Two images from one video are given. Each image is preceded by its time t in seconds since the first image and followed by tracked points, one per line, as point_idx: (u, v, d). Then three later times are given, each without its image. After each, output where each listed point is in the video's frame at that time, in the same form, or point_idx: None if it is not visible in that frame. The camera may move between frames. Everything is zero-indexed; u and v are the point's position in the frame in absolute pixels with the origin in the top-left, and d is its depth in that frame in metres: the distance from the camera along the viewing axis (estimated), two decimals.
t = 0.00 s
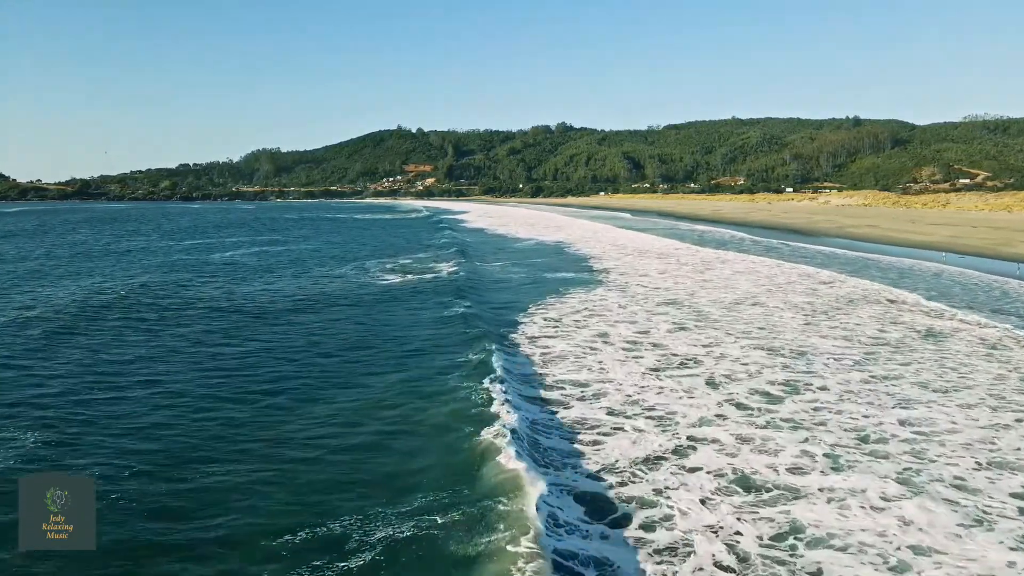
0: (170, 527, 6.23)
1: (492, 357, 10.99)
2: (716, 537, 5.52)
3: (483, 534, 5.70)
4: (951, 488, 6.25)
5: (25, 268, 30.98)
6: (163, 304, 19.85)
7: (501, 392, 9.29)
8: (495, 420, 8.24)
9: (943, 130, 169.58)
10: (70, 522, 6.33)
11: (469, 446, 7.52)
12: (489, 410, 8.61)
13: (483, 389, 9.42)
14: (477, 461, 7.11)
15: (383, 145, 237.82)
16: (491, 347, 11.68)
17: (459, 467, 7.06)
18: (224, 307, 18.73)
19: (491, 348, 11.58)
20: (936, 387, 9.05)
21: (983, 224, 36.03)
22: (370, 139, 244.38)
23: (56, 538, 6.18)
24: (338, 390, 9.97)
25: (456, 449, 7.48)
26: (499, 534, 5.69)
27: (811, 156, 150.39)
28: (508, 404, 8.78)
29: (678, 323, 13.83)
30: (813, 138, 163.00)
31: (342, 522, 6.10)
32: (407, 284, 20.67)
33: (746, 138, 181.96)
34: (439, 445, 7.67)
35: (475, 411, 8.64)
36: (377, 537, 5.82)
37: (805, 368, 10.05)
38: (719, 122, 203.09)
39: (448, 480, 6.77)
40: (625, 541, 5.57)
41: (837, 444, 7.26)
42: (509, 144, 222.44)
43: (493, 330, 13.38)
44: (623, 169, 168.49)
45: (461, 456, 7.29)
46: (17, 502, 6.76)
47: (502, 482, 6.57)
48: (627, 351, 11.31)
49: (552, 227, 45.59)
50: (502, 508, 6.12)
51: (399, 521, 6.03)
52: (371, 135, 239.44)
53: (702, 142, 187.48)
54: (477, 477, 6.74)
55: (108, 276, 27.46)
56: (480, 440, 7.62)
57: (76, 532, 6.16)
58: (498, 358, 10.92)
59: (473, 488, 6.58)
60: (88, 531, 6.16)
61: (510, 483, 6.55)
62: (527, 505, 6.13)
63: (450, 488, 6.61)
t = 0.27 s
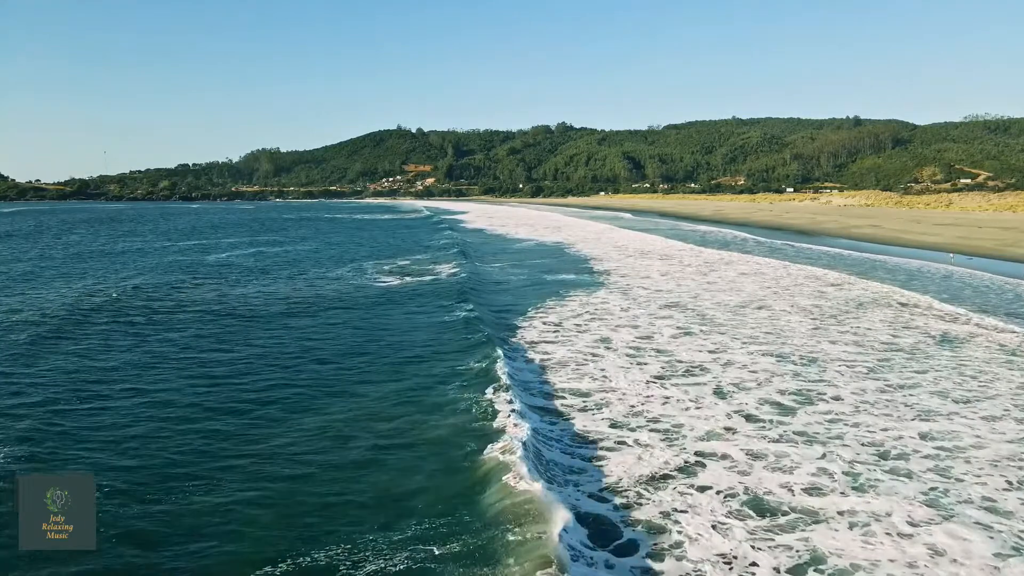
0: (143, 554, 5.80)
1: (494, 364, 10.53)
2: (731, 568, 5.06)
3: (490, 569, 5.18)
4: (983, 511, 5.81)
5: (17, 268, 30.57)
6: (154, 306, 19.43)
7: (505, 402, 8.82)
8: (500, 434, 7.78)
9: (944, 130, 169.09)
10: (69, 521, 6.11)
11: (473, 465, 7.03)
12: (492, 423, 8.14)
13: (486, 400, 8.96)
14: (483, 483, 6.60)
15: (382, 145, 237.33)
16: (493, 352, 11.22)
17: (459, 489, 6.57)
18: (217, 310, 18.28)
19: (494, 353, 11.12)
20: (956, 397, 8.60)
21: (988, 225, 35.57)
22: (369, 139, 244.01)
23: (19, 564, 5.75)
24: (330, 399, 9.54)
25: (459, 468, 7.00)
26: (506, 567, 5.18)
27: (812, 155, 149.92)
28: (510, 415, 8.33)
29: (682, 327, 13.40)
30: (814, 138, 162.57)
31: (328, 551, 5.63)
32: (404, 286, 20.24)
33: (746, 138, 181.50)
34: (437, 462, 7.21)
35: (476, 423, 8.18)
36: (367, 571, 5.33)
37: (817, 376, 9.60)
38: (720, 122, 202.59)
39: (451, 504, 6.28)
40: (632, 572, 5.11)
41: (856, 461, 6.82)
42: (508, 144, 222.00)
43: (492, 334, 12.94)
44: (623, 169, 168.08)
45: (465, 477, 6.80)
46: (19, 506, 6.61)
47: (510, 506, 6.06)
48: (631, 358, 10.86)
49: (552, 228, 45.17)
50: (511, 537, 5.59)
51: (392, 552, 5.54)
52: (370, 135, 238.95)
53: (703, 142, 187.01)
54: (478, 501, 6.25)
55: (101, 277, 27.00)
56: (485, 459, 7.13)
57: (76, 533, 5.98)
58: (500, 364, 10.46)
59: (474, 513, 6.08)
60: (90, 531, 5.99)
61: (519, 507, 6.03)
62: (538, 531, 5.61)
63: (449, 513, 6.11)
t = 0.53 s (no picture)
0: None
1: (497, 373, 10.06)
2: None
3: None
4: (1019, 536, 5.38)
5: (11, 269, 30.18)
6: (146, 308, 19.03)
7: (511, 415, 8.35)
8: (505, 451, 7.30)
9: (945, 130, 168.66)
10: (70, 522, 6.27)
11: (477, 487, 6.55)
12: (496, 438, 7.67)
13: (489, 413, 8.50)
14: (489, 509, 6.10)
15: (382, 145, 236.81)
16: (496, 360, 10.75)
17: (462, 515, 6.06)
18: (209, 313, 17.85)
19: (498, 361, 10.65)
20: (978, 407, 8.18)
21: (995, 225, 35.15)
22: (369, 139, 243.57)
23: None
24: (322, 409, 9.11)
25: (461, 490, 6.53)
26: None
27: (813, 155, 149.49)
28: (513, 429, 7.87)
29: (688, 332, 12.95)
30: (814, 138, 162.12)
31: None
32: (402, 288, 19.79)
33: (747, 138, 181.08)
34: (434, 481, 6.76)
35: (478, 438, 7.71)
36: None
37: (830, 384, 9.17)
38: (720, 122, 202.18)
39: (451, 533, 5.79)
40: None
41: (877, 480, 6.38)
42: (509, 144, 221.61)
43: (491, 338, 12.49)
44: (623, 169, 167.60)
45: (468, 501, 6.31)
46: (18, 501, 6.71)
47: (517, 536, 5.56)
48: (637, 365, 10.40)
49: (553, 228, 44.76)
50: (519, 574, 5.08)
51: None
52: (370, 134, 238.43)
53: (703, 142, 186.58)
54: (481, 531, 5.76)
55: (93, 278, 26.55)
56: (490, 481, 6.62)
57: (76, 533, 6.08)
58: (504, 373, 9.99)
59: (478, 546, 5.56)
60: (89, 532, 6.09)
61: (528, 538, 5.51)
62: (547, 565, 5.10)
63: (449, 544, 5.61)
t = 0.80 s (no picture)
0: None
1: (500, 382, 9.55)
2: None
3: None
4: None
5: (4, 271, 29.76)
6: (137, 311, 18.61)
7: (516, 429, 7.85)
8: (510, 470, 6.79)
9: (946, 130, 168.27)
10: (69, 520, 6.09)
11: (479, 514, 6.04)
12: (499, 455, 7.17)
13: (491, 426, 8.00)
14: (493, 540, 5.60)
15: (381, 145, 236.31)
16: (497, 369, 10.26)
17: (463, 547, 5.55)
18: (200, 317, 17.38)
19: (500, 370, 10.15)
20: (1003, 420, 7.76)
21: (1000, 225, 34.74)
22: (369, 139, 243.11)
23: None
24: (311, 421, 8.66)
25: (460, 515, 6.04)
26: None
27: (813, 156, 149.10)
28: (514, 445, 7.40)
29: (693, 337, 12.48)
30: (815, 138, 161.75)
31: None
32: (398, 291, 19.32)
33: (747, 138, 180.70)
34: (430, 504, 6.29)
35: (478, 455, 7.23)
36: None
37: (844, 393, 8.73)
38: (720, 122, 201.82)
39: (449, 568, 5.29)
40: None
41: (902, 501, 5.94)
42: (509, 143, 221.24)
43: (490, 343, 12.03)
44: (624, 168, 167.13)
45: (471, 530, 5.81)
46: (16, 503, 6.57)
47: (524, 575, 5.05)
48: (642, 373, 9.93)
49: (553, 228, 44.37)
50: None
51: None
52: (369, 134, 237.94)
53: (704, 143, 186.20)
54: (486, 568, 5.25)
55: (85, 280, 26.07)
56: (496, 506, 6.12)
57: (76, 532, 5.94)
58: (507, 383, 9.49)
59: None
60: (91, 532, 5.99)
61: None
62: None
63: None
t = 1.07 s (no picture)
0: None
1: (503, 394, 9.06)
2: None
3: None
4: None
5: None
6: (129, 313, 18.22)
7: (521, 445, 7.37)
8: (515, 492, 6.32)
9: (947, 130, 167.93)
10: (69, 521, 6.24)
11: (479, 544, 5.56)
12: (502, 475, 6.69)
13: (492, 443, 7.52)
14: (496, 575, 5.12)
15: (381, 144, 235.80)
16: (500, 378, 9.78)
17: None
18: (192, 320, 16.96)
19: (502, 380, 9.66)
20: None
21: (1006, 226, 34.36)
22: (368, 139, 242.78)
23: None
24: (300, 433, 8.25)
25: (457, 544, 5.56)
26: None
27: (814, 156, 148.77)
28: (518, 463, 6.93)
29: (699, 342, 12.04)
30: (815, 138, 161.41)
31: None
32: (395, 293, 18.90)
33: (748, 138, 180.36)
34: (424, 529, 5.83)
35: (480, 475, 6.75)
36: None
37: (859, 403, 8.31)
38: (720, 122, 201.48)
39: None
40: None
41: (931, 526, 5.51)
42: (509, 144, 220.91)
43: (488, 349, 11.60)
44: (624, 168, 166.70)
45: (470, 563, 5.31)
46: (18, 501, 6.73)
47: None
48: (648, 382, 9.45)
49: (553, 228, 43.99)
50: None
51: None
52: (369, 134, 237.42)
53: (704, 142, 185.86)
54: None
55: (76, 281, 25.61)
56: (502, 537, 5.60)
57: (76, 533, 6.06)
58: (510, 395, 9.00)
59: None
60: (89, 532, 6.07)
61: None
62: None
63: None
